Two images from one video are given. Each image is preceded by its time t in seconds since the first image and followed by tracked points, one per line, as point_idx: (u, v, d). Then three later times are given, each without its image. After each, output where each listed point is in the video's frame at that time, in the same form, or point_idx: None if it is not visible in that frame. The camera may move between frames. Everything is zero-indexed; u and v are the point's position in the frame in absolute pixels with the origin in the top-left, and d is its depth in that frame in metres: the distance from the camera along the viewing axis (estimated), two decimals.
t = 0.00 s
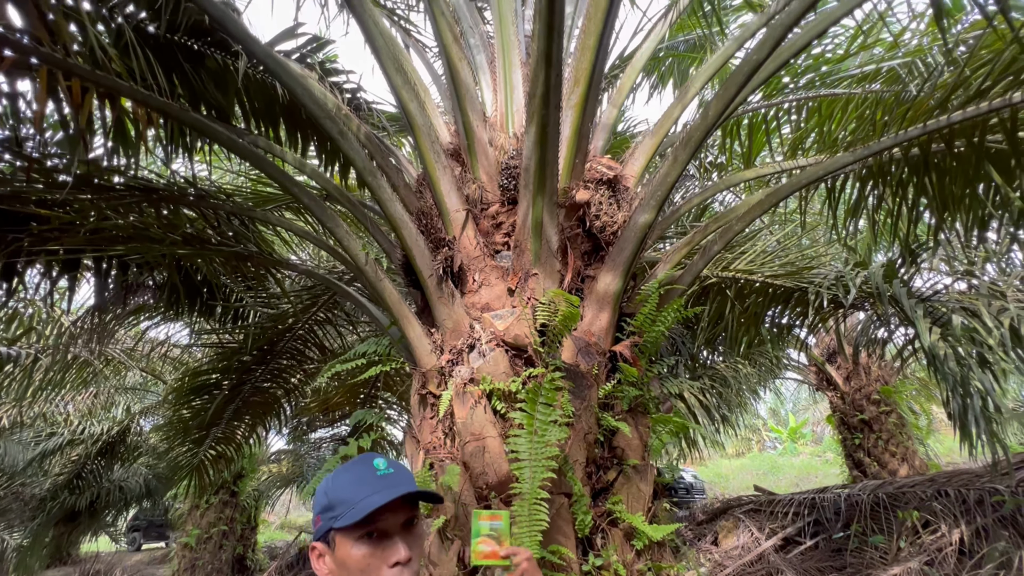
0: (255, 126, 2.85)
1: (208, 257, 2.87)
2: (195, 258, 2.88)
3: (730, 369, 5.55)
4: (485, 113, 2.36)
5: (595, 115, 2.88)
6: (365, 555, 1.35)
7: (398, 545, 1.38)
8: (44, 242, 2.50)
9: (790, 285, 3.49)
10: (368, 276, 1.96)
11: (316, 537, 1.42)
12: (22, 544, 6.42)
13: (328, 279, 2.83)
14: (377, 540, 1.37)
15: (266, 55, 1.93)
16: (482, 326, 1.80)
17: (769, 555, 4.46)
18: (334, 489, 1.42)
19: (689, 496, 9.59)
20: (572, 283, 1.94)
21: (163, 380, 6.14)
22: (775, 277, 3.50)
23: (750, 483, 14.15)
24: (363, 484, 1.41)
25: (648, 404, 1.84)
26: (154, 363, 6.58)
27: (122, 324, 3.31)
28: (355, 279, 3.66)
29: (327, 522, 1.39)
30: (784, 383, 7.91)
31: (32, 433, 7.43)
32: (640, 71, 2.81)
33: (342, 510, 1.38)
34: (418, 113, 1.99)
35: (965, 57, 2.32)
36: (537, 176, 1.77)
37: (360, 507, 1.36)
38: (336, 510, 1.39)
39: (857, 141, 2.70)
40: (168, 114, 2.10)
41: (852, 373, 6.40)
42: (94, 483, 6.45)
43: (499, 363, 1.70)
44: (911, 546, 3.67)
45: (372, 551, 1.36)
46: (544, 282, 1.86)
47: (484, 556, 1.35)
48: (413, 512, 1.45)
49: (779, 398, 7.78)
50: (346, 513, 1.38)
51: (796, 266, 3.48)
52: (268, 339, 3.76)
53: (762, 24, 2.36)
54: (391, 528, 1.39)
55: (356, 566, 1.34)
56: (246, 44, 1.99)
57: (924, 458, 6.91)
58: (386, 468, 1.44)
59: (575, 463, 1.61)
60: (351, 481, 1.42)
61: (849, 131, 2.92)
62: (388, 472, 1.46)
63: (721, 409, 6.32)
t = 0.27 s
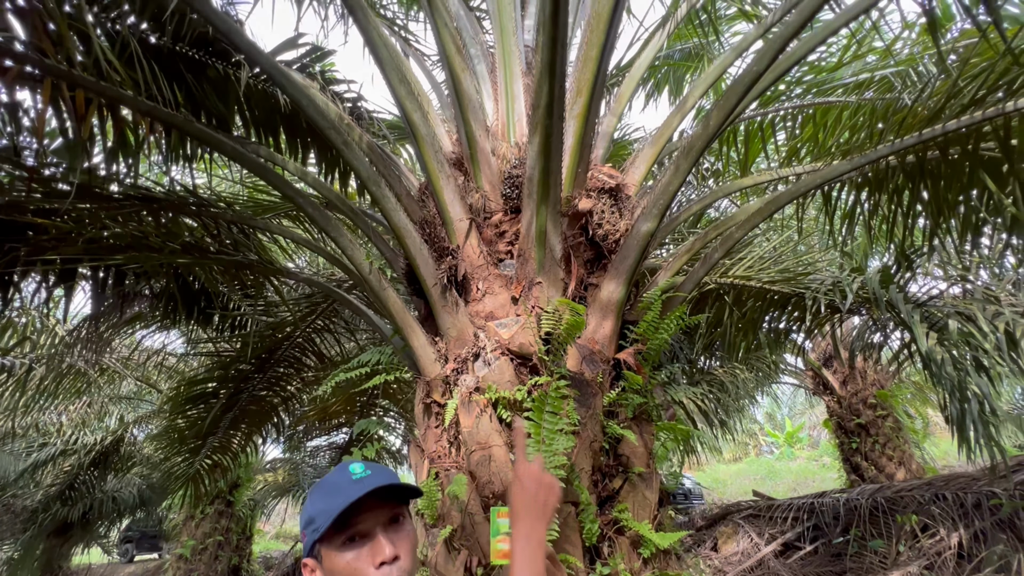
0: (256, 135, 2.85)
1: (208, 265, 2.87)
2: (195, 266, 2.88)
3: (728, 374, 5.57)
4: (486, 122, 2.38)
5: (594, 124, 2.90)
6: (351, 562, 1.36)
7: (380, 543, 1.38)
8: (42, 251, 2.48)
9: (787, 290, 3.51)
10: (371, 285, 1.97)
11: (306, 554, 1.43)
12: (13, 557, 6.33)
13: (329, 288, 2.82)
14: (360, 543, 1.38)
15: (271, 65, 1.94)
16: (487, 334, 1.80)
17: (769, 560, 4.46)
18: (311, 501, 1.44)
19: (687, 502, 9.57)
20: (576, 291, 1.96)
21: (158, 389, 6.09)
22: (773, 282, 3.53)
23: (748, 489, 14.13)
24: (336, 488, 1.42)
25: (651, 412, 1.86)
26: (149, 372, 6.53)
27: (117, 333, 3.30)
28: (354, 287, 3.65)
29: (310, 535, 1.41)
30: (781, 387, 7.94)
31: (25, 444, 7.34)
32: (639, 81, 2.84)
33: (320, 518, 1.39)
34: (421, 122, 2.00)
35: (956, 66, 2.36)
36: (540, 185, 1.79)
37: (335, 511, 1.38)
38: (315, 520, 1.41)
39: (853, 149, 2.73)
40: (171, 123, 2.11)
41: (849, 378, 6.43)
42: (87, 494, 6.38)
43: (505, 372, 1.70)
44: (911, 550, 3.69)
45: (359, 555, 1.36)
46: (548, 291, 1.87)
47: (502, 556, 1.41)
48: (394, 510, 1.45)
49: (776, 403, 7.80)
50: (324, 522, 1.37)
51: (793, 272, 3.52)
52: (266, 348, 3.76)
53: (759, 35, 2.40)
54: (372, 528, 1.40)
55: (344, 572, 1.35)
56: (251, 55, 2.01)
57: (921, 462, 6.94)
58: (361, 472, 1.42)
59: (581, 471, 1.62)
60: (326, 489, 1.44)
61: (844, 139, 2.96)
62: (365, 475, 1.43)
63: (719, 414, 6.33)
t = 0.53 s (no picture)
0: (256, 142, 2.86)
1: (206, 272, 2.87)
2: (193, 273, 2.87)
3: (724, 377, 5.59)
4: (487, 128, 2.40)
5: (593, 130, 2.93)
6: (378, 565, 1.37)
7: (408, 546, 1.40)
8: (39, 258, 2.47)
9: (783, 293, 3.54)
10: (373, 291, 1.97)
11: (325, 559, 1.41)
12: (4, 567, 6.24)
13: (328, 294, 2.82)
14: (386, 547, 1.39)
15: (273, 74, 1.95)
16: (490, 341, 1.82)
17: (768, 563, 4.47)
18: (335, 504, 1.43)
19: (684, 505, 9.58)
20: (577, 298, 1.97)
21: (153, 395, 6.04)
22: (769, 286, 3.56)
23: (744, 491, 14.14)
24: (362, 492, 1.43)
25: (653, 417, 1.88)
26: (143, 378, 6.47)
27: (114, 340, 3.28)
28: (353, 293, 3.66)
29: (333, 540, 1.40)
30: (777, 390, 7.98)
31: (16, 451, 7.25)
32: (637, 87, 2.86)
33: (346, 521, 1.39)
34: (423, 130, 2.02)
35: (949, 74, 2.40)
36: (543, 193, 1.80)
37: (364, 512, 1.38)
38: (339, 524, 1.40)
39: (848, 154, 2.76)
40: (174, 131, 2.11)
41: (844, 380, 6.47)
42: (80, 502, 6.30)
43: (508, 378, 1.72)
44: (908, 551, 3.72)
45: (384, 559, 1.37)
46: (550, 297, 1.88)
47: (514, 563, 1.39)
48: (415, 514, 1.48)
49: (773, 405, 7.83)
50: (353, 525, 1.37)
51: (789, 275, 3.54)
52: (264, 354, 3.75)
53: (755, 43, 2.43)
54: (397, 531, 1.42)
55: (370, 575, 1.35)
56: (253, 63, 2.01)
57: (916, 464, 6.98)
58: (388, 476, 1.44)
59: (585, 477, 1.63)
60: (350, 492, 1.44)
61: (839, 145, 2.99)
62: (391, 479, 1.46)
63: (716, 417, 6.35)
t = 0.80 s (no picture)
0: (254, 146, 2.86)
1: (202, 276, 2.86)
2: (189, 278, 2.87)
3: (720, 379, 5.63)
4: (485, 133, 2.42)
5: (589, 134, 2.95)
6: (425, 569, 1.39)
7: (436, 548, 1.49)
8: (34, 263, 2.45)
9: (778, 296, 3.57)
10: (373, 296, 1.97)
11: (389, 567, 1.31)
12: None
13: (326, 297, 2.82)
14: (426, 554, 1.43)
15: (273, 79, 1.95)
16: (490, 344, 1.83)
17: (765, 564, 4.49)
18: (387, 501, 1.38)
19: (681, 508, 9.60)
20: (576, 301, 1.99)
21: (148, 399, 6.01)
22: (765, 289, 3.59)
23: (740, 492, 14.20)
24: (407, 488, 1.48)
25: (652, 420, 1.90)
26: (138, 382, 6.44)
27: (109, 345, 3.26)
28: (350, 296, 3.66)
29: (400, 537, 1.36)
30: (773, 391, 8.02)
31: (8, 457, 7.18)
32: (633, 92, 2.89)
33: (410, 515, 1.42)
34: (423, 135, 2.03)
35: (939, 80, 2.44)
36: (542, 197, 1.82)
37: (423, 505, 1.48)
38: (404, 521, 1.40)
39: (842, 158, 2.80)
40: (173, 136, 2.11)
41: (838, 381, 6.52)
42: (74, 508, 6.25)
43: (508, 382, 1.74)
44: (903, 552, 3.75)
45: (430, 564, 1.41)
46: (549, 301, 1.90)
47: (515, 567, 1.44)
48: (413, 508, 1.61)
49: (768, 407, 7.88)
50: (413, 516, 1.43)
51: (784, 278, 3.58)
52: (261, 358, 3.74)
53: (749, 48, 2.46)
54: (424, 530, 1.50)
55: None
56: (252, 69, 2.02)
57: (910, 464, 7.04)
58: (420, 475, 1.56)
59: (586, 479, 1.65)
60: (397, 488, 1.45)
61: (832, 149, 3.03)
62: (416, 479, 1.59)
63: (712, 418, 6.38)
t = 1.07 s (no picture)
0: (248, 144, 2.85)
1: (196, 276, 2.84)
2: (183, 277, 2.85)
3: (717, 378, 5.63)
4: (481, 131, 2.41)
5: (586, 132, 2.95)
6: None
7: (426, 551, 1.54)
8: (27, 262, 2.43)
9: (774, 294, 3.58)
10: (370, 294, 1.96)
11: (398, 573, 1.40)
12: None
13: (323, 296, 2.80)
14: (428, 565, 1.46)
15: (268, 76, 1.94)
16: (487, 343, 1.82)
17: (761, 562, 4.50)
18: (388, 510, 1.44)
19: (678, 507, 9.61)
20: (573, 300, 1.99)
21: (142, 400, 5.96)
22: (760, 288, 3.60)
23: (736, 491, 14.21)
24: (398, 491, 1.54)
25: (649, 418, 1.90)
26: (131, 383, 6.38)
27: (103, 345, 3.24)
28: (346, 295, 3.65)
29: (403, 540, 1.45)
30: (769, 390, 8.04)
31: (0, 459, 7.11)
32: (630, 90, 2.88)
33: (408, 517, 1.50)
34: (419, 133, 2.02)
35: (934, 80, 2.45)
36: (539, 195, 1.82)
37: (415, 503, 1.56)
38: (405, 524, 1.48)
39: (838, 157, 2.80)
40: (167, 134, 2.09)
41: (834, 379, 6.54)
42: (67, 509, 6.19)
43: (506, 380, 1.73)
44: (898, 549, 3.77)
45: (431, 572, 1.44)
46: (546, 299, 1.90)
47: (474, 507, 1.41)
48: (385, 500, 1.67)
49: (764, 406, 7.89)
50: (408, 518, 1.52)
51: (780, 277, 3.59)
52: (257, 358, 3.73)
53: (745, 47, 2.47)
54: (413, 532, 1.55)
55: None
56: (247, 66, 2.01)
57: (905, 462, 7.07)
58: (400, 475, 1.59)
59: (583, 477, 1.65)
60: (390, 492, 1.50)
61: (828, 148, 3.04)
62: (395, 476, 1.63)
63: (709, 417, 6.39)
